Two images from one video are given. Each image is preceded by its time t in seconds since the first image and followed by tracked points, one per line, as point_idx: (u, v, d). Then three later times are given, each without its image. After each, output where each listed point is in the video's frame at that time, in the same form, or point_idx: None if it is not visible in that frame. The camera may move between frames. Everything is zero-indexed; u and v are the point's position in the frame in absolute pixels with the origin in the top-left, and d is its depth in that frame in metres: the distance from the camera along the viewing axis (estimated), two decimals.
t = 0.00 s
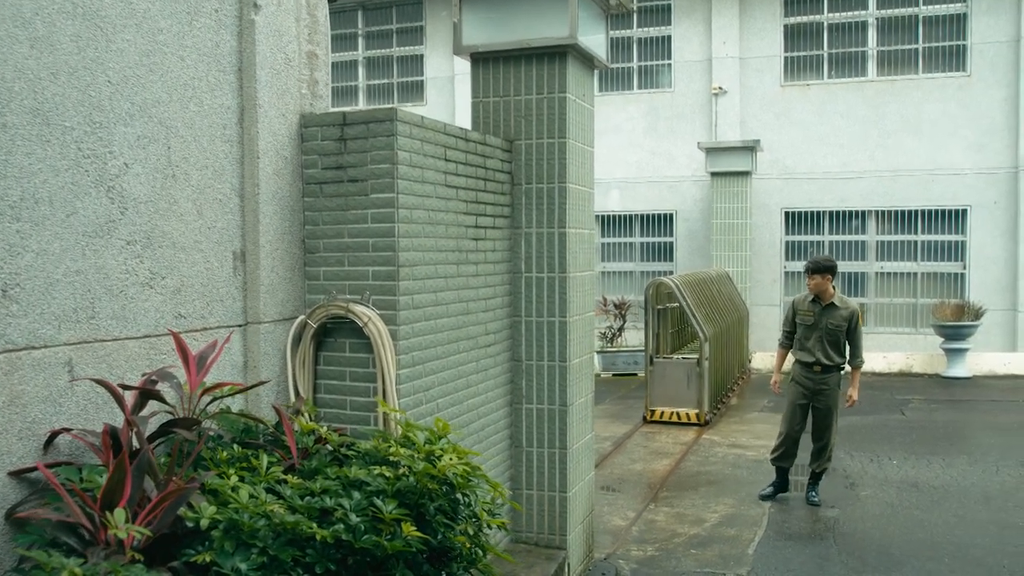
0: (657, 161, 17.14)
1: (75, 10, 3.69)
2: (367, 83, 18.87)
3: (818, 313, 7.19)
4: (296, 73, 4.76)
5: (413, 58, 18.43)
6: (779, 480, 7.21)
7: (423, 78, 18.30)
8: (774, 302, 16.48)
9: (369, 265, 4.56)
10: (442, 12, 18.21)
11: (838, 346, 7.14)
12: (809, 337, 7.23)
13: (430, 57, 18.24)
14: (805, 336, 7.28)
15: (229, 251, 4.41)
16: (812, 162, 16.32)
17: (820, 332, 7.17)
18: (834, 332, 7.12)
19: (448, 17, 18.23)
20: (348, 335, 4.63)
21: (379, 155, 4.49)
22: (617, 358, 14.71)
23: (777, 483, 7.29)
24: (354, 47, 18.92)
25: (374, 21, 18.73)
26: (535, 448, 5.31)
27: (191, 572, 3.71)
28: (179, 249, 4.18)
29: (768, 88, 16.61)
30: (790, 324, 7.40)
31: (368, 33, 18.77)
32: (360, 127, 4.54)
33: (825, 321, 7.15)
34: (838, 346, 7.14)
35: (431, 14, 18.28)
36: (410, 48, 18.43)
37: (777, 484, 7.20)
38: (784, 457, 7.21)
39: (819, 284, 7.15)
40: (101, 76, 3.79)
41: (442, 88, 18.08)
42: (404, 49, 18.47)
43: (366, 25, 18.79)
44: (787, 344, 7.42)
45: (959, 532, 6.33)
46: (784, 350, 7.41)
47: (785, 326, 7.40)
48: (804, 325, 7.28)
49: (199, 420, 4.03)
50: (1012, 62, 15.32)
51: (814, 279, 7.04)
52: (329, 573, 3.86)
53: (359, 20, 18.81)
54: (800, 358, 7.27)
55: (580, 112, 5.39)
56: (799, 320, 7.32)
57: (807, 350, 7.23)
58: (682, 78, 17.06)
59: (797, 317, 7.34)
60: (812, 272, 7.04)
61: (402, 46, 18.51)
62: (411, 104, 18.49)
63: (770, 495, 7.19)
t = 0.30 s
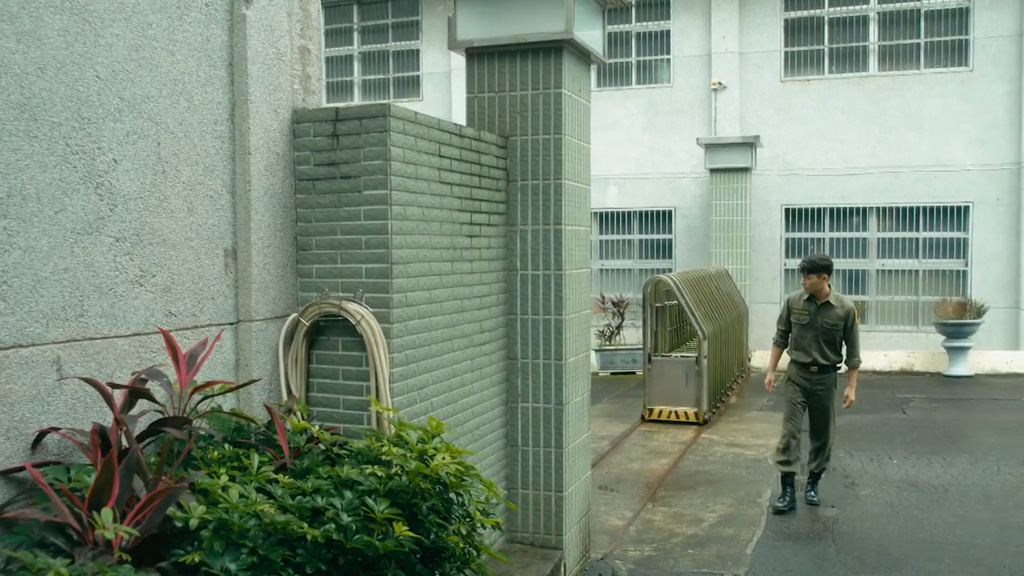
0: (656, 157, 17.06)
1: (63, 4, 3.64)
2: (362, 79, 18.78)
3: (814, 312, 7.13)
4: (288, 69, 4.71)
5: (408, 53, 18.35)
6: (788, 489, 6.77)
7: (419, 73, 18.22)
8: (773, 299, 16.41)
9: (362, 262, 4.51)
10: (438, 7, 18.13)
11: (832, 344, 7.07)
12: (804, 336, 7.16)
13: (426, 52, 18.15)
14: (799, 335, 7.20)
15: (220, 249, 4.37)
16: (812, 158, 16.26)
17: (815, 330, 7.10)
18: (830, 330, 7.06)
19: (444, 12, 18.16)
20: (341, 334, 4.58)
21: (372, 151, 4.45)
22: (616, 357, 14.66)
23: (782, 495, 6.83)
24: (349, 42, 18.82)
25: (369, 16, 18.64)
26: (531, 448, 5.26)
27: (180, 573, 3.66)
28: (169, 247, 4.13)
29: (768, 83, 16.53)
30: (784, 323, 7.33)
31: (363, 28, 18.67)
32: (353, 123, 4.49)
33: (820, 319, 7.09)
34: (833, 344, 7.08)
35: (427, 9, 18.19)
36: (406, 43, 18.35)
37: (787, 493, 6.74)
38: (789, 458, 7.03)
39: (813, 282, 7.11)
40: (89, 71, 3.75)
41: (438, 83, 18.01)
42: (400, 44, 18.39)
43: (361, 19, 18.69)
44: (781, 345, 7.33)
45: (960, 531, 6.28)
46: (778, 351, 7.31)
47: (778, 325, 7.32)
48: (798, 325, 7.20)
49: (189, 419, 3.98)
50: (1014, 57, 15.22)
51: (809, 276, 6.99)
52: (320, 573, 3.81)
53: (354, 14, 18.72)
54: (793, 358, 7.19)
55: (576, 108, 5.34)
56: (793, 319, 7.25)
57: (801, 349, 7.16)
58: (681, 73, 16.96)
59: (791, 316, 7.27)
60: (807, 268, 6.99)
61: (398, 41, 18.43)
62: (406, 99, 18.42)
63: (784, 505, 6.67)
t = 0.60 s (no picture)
0: (654, 154, 16.99)
1: None
2: (358, 75, 18.73)
3: (805, 313, 7.06)
4: (281, 65, 4.67)
5: (405, 49, 18.29)
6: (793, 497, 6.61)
7: (415, 69, 18.17)
8: (772, 297, 16.34)
9: (355, 260, 4.48)
10: (434, 3, 18.07)
11: (827, 343, 7.02)
12: (797, 339, 7.07)
13: (422, 48, 18.10)
14: (792, 338, 7.11)
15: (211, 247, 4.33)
16: (811, 155, 16.19)
17: (810, 331, 7.03)
18: (824, 329, 7.01)
19: (441, 8, 18.11)
20: (334, 332, 4.55)
21: (366, 148, 4.42)
22: (613, 356, 14.62)
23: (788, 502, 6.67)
24: (344, 38, 18.77)
25: (365, 12, 18.60)
26: (526, 447, 5.23)
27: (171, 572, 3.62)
28: (160, 244, 4.10)
29: (767, 80, 16.47)
30: (774, 328, 7.21)
31: (359, 24, 18.63)
32: (346, 120, 4.45)
33: (813, 319, 7.03)
34: (827, 344, 7.03)
35: (423, 4, 18.14)
36: (402, 39, 18.29)
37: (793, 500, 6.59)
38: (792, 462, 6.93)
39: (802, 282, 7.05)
40: (79, 67, 3.71)
41: (435, 80, 17.95)
42: (396, 40, 18.34)
43: (357, 15, 18.65)
44: (773, 351, 7.20)
45: (958, 531, 6.24)
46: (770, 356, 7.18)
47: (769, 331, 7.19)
48: (790, 328, 7.11)
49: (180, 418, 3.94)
50: (1015, 53, 15.16)
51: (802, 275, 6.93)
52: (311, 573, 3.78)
53: (350, 10, 18.67)
54: (789, 362, 7.08)
55: (572, 105, 5.30)
56: (784, 322, 7.15)
57: (796, 352, 7.07)
58: (680, 69, 16.89)
59: (781, 319, 7.17)
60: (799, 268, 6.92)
61: (394, 37, 18.38)
62: (402, 96, 18.37)
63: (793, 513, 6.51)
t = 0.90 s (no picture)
0: (649, 150, 16.93)
1: None
2: (352, 70, 18.66)
3: (800, 311, 6.96)
4: (271, 61, 4.63)
5: (399, 45, 18.23)
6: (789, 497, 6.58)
7: (409, 65, 18.11)
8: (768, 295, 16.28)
9: (346, 257, 4.44)
10: None
11: (825, 338, 6.94)
12: (795, 337, 6.96)
13: (416, 44, 18.04)
14: (787, 338, 6.99)
15: (201, 244, 4.29)
16: (807, 151, 16.13)
17: (807, 328, 6.93)
18: (820, 325, 6.94)
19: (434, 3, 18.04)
20: (325, 330, 4.52)
21: (356, 145, 4.38)
22: (609, 353, 14.59)
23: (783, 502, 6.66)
24: (338, 34, 18.70)
25: (358, 7, 18.53)
26: (520, 445, 5.20)
27: (159, 572, 3.58)
28: (149, 241, 4.06)
29: (764, 76, 16.40)
30: (768, 330, 7.07)
31: (352, 19, 18.58)
32: (337, 116, 4.41)
33: (808, 316, 6.94)
34: (824, 340, 6.95)
35: None
36: (396, 34, 18.23)
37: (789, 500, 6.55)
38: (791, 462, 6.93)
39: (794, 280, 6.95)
40: (66, 63, 3.68)
41: (429, 75, 17.88)
42: (390, 35, 18.27)
43: (351, 10, 18.59)
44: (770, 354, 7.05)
45: (954, 529, 6.21)
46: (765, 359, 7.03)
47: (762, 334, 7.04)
48: (786, 327, 6.99)
49: (170, 416, 3.91)
50: (1012, 48, 15.10)
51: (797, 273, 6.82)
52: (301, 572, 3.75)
53: (343, 6, 18.61)
54: (788, 363, 6.95)
55: (566, 101, 5.26)
56: (779, 322, 7.03)
57: (794, 351, 6.96)
58: (676, 65, 16.83)
59: (775, 320, 7.04)
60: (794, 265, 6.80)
61: (388, 32, 18.31)
62: (396, 92, 18.31)
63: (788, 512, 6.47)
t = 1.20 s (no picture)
0: (643, 147, 16.89)
1: None
2: (343, 66, 18.57)
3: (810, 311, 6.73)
4: (259, 55, 4.58)
5: (391, 40, 18.17)
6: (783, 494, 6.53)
7: (402, 60, 18.05)
8: (762, 292, 16.22)
9: (335, 254, 4.41)
10: None
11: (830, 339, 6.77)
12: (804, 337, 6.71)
13: (409, 39, 17.98)
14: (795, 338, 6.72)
15: (189, 241, 4.25)
16: (803, 147, 16.11)
17: (816, 328, 6.72)
18: (826, 325, 6.77)
19: None
20: (314, 327, 4.48)
21: (346, 141, 4.34)
22: (602, 351, 14.54)
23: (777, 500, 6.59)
24: (330, 29, 18.61)
25: (350, 2, 18.45)
26: (511, 443, 5.17)
27: (145, 571, 3.54)
28: (136, 238, 4.01)
29: (758, 71, 16.37)
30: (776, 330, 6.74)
31: (344, 14, 18.49)
32: (326, 112, 4.38)
33: (817, 316, 6.74)
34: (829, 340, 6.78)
35: None
36: (388, 29, 18.16)
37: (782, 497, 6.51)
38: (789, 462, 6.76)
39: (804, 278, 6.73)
40: (51, 57, 3.63)
41: (421, 71, 17.84)
42: (382, 30, 18.21)
43: (343, 5, 18.50)
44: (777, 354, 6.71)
45: (948, 527, 6.19)
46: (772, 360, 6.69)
47: (773, 333, 6.70)
48: (796, 327, 6.71)
49: (156, 414, 3.87)
50: (1008, 43, 15.05)
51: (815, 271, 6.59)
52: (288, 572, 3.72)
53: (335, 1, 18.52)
54: (797, 363, 6.68)
55: (557, 97, 5.23)
56: (787, 322, 6.74)
57: (802, 352, 6.70)
58: (670, 60, 16.77)
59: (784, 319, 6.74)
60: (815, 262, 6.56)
61: (380, 28, 18.25)
62: (388, 87, 18.24)
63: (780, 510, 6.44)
